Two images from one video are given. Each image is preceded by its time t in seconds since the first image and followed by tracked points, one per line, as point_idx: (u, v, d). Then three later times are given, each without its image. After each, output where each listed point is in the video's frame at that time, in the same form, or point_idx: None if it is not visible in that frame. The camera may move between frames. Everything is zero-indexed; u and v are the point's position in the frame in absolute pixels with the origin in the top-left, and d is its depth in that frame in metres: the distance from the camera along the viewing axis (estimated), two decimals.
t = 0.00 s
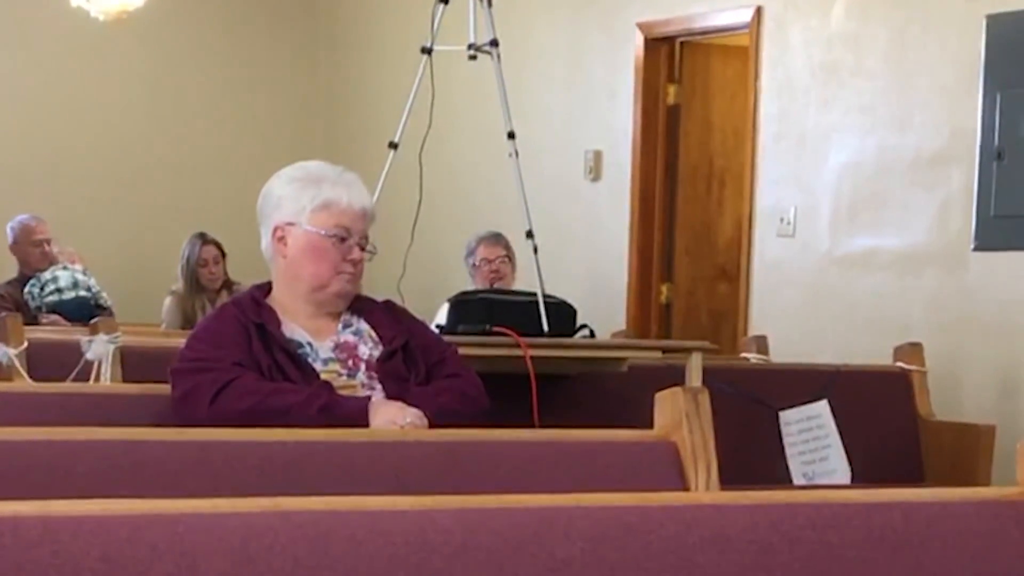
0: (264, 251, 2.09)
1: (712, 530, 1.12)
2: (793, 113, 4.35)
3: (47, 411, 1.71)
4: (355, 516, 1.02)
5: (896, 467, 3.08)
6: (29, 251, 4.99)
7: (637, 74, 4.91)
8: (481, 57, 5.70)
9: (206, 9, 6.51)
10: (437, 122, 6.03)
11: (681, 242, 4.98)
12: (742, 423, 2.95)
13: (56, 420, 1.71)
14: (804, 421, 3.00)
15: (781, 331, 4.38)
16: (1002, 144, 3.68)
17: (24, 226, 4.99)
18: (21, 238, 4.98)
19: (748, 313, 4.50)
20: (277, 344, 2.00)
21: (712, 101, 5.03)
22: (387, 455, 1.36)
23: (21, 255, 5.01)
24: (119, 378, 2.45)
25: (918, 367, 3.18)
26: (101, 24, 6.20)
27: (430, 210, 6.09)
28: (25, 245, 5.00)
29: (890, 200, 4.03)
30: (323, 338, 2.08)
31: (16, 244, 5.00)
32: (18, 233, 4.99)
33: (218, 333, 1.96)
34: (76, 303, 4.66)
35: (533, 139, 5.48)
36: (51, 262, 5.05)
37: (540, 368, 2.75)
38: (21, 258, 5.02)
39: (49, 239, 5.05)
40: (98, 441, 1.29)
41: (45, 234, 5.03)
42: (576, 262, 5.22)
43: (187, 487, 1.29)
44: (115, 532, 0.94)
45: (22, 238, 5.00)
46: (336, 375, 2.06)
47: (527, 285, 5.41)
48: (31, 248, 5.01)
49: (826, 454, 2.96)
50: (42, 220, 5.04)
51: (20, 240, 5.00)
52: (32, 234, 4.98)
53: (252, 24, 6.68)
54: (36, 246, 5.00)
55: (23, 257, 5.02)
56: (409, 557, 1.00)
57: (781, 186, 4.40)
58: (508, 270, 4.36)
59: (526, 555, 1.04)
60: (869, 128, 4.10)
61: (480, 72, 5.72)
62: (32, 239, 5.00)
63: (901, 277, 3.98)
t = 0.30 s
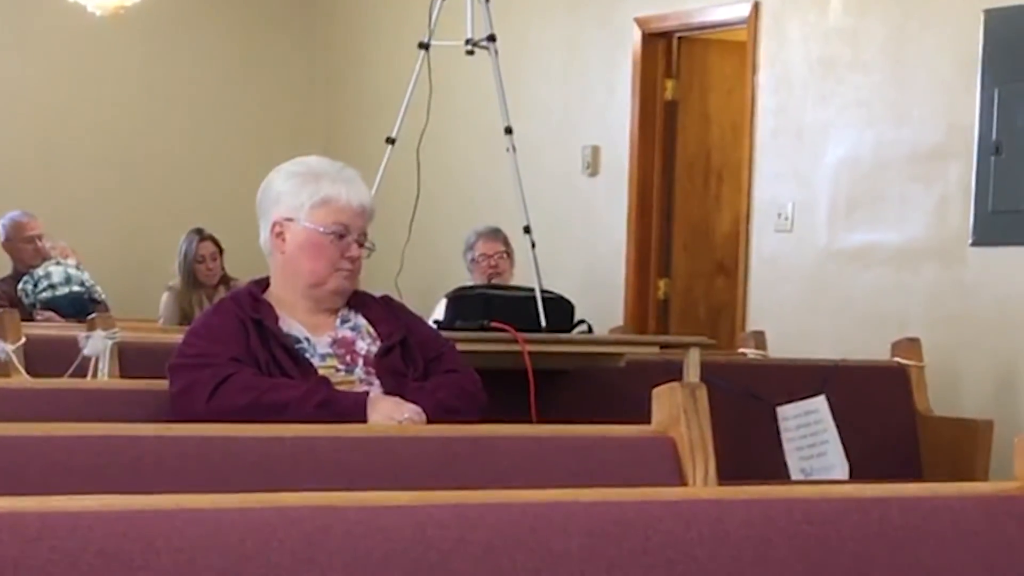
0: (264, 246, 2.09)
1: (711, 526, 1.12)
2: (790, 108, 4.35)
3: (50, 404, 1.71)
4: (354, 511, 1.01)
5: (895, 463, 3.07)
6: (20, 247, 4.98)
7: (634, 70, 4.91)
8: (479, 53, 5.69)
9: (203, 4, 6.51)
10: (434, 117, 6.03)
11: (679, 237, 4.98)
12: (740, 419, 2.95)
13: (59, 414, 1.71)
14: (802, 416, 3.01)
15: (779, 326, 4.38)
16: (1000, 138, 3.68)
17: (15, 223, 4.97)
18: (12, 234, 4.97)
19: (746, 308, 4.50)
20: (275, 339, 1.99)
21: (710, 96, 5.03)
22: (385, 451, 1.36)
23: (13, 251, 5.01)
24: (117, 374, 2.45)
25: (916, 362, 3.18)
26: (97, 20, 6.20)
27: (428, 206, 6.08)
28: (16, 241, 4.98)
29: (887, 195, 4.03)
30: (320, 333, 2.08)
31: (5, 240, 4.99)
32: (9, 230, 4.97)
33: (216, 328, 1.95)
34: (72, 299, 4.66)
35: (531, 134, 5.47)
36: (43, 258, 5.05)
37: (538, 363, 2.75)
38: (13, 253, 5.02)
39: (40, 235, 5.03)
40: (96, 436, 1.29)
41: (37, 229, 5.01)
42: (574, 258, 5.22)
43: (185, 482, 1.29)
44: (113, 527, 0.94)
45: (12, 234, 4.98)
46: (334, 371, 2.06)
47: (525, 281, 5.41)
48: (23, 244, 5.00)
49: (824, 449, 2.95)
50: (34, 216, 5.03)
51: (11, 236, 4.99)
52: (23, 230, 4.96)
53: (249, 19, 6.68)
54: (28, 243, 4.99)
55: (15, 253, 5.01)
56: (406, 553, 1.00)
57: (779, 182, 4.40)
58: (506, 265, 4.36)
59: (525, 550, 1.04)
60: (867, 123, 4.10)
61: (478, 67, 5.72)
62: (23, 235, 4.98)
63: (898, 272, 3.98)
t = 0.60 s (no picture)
0: (256, 241, 2.10)
1: (706, 521, 1.12)
2: (785, 102, 4.36)
3: (47, 399, 1.70)
4: (348, 506, 1.02)
5: (889, 455, 3.08)
6: (18, 240, 4.97)
7: (629, 64, 4.91)
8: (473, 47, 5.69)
9: None
10: (429, 111, 6.03)
11: (674, 230, 4.98)
12: (734, 415, 2.96)
13: (56, 408, 1.70)
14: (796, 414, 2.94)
15: (774, 321, 4.38)
16: (994, 133, 3.67)
17: (14, 217, 4.99)
18: (10, 227, 4.97)
19: (741, 302, 4.50)
20: (269, 333, 1.99)
21: (704, 91, 5.03)
22: (380, 446, 1.36)
23: (10, 244, 4.99)
24: (111, 368, 2.45)
25: (910, 356, 3.17)
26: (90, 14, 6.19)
27: (423, 200, 6.08)
28: (15, 235, 4.98)
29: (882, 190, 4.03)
30: (314, 326, 2.07)
31: (4, 234, 4.99)
32: (8, 223, 4.99)
33: (210, 322, 1.95)
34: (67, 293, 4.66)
35: (526, 128, 5.47)
36: (40, 252, 5.04)
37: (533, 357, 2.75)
38: (10, 248, 5.00)
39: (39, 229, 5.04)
40: (91, 431, 1.29)
41: (35, 225, 5.02)
42: (569, 252, 5.22)
43: (180, 477, 1.28)
44: (107, 522, 0.94)
45: (12, 227, 4.98)
46: (328, 365, 2.05)
47: (520, 275, 5.41)
48: (21, 237, 4.99)
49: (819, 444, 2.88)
50: (32, 211, 5.04)
51: (9, 230, 4.99)
52: (23, 224, 4.97)
53: (243, 13, 6.66)
54: (26, 236, 4.98)
55: (12, 247, 5.00)
56: (401, 548, 1.00)
57: (774, 176, 4.40)
58: (502, 258, 4.36)
59: (519, 544, 1.04)
60: (862, 117, 4.09)
61: (472, 61, 5.71)
62: (21, 229, 4.98)
63: (893, 266, 3.98)
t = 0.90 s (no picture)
0: (250, 233, 2.09)
1: (702, 511, 1.12)
2: (781, 94, 4.36)
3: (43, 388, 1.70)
4: (344, 497, 1.02)
5: (886, 447, 3.08)
6: (22, 229, 4.96)
7: (626, 55, 4.90)
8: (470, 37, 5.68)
9: None
10: (426, 102, 6.02)
11: (670, 222, 4.97)
12: (731, 404, 2.96)
13: (54, 397, 1.70)
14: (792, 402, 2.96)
15: (771, 313, 4.38)
16: (991, 124, 3.66)
17: (19, 205, 4.97)
18: (14, 216, 4.96)
19: (738, 294, 4.50)
20: (265, 324, 1.99)
21: (701, 83, 5.02)
22: (376, 436, 1.36)
23: (14, 234, 4.98)
24: (108, 359, 2.44)
25: (907, 348, 3.17)
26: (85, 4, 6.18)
27: (420, 191, 6.07)
28: (19, 223, 4.97)
29: (879, 181, 4.02)
30: (311, 317, 2.07)
31: (9, 223, 4.97)
32: (13, 212, 4.97)
33: (206, 313, 1.95)
34: (65, 283, 4.65)
35: (523, 119, 5.47)
36: (44, 242, 5.02)
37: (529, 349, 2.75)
38: (14, 237, 4.99)
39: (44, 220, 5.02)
40: (87, 421, 1.29)
41: (40, 215, 5.01)
42: (566, 243, 5.21)
43: (176, 467, 1.28)
44: (104, 512, 0.94)
45: (17, 216, 4.97)
46: (325, 356, 2.05)
47: (517, 267, 5.41)
48: (25, 227, 4.98)
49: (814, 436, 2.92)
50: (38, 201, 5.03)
51: (14, 218, 4.98)
52: (27, 213, 4.96)
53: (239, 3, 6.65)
54: (31, 225, 4.97)
55: (17, 236, 4.99)
56: (398, 538, 1.00)
57: (771, 168, 4.40)
58: (500, 249, 4.36)
59: (515, 536, 1.04)
60: (859, 109, 4.09)
61: (468, 52, 5.71)
62: (25, 219, 4.97)
63: (891, 258, 3.97)
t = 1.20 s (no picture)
0: (254, 224, 2.09)
1: (703, 503, 1.12)
2: (782, 85, 4.36)
3: (43, 382, 1.70)
4: (345, 489, 1.02)
5: (887, 439, 3.08)
6: (23, 221, 4.97)
7: (628, 46, 4.89)
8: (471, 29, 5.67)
9: None
10: (427, 94, 6.02)
11: (672, 214, 4.97)
12: (732, 395, 2.96)
13: (54, 391, 1.70)
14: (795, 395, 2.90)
15: (773, 304, 4.38)
16: (993, 115, 3.65)
17: (19, 197, 4.97)
18: (15, 208, 4.96)
19: (740, 285, 4.50)
20: (266, 316, 1.99)
21: (703, 75, 5.01)
22: (377, 428, 1.36)
23: (16, 225, 4.99)
24: (109, 351, 2.44)
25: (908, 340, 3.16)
26: None
27: (421, 182, 6.07)
28: (21, 216, 4.98)
29: (879, 173, 4.02)
30: (313, 309, 2.07)
31: (10, 215, 4.98)
32: (14, 204, 4.98)
33: (206, 305, 1.95)
34: (68, 275, 4.65)
35: (523, 110, 5.47)
36: (45, 234, 5.02)
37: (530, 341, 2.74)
38: (16, 229, 5.01)
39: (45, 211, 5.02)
40: (88, 413, 1.29)
41: (42, 206, 5.01)
42: (568, 235, 5.20)
43: (177, 459, 1.28)
44: (104, 503, 0.94)
45: (17, 208, 4.98)
46: (326, 348, 2.05)
47: (518, 259, 5.40)
48: (26, 219, 4.99)
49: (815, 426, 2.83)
50: (39, 193, 5.03)
51: (15, 210, 4.98)
52: (28, 204, 4.96)
53: None
54: (32, 217, 4.97)
55: (18, 227, 5.00)
56: (399, 530, 1.00)
57: (771, 160, 4.40)
58: (503, 240, 4.35)
59: (516, 527, 1.04)
60: (860, 100, 4.08)
61: (469, 44, 5.70)
62: (26, 210, 4.98)
63: (893, 249, 3.96)
